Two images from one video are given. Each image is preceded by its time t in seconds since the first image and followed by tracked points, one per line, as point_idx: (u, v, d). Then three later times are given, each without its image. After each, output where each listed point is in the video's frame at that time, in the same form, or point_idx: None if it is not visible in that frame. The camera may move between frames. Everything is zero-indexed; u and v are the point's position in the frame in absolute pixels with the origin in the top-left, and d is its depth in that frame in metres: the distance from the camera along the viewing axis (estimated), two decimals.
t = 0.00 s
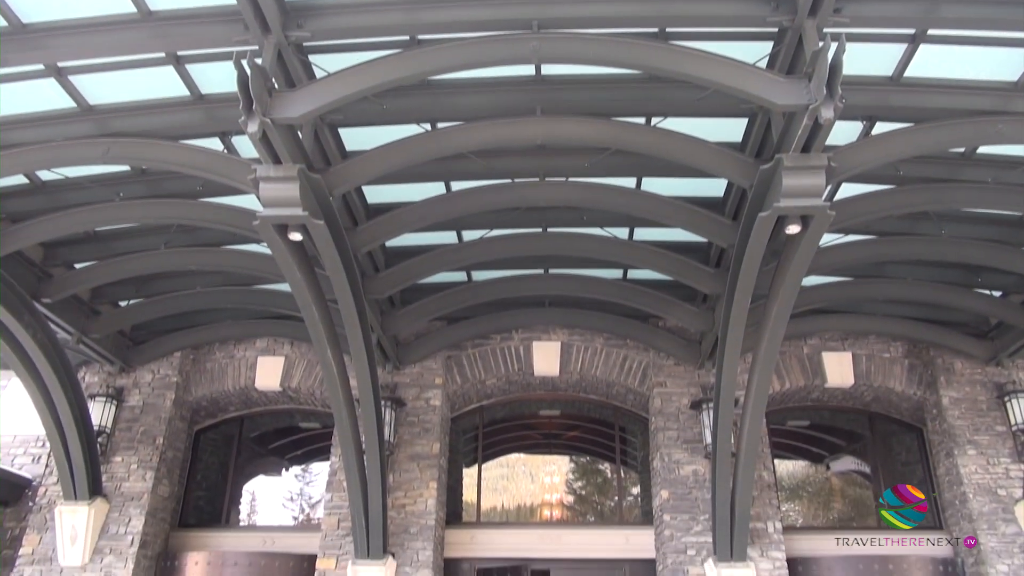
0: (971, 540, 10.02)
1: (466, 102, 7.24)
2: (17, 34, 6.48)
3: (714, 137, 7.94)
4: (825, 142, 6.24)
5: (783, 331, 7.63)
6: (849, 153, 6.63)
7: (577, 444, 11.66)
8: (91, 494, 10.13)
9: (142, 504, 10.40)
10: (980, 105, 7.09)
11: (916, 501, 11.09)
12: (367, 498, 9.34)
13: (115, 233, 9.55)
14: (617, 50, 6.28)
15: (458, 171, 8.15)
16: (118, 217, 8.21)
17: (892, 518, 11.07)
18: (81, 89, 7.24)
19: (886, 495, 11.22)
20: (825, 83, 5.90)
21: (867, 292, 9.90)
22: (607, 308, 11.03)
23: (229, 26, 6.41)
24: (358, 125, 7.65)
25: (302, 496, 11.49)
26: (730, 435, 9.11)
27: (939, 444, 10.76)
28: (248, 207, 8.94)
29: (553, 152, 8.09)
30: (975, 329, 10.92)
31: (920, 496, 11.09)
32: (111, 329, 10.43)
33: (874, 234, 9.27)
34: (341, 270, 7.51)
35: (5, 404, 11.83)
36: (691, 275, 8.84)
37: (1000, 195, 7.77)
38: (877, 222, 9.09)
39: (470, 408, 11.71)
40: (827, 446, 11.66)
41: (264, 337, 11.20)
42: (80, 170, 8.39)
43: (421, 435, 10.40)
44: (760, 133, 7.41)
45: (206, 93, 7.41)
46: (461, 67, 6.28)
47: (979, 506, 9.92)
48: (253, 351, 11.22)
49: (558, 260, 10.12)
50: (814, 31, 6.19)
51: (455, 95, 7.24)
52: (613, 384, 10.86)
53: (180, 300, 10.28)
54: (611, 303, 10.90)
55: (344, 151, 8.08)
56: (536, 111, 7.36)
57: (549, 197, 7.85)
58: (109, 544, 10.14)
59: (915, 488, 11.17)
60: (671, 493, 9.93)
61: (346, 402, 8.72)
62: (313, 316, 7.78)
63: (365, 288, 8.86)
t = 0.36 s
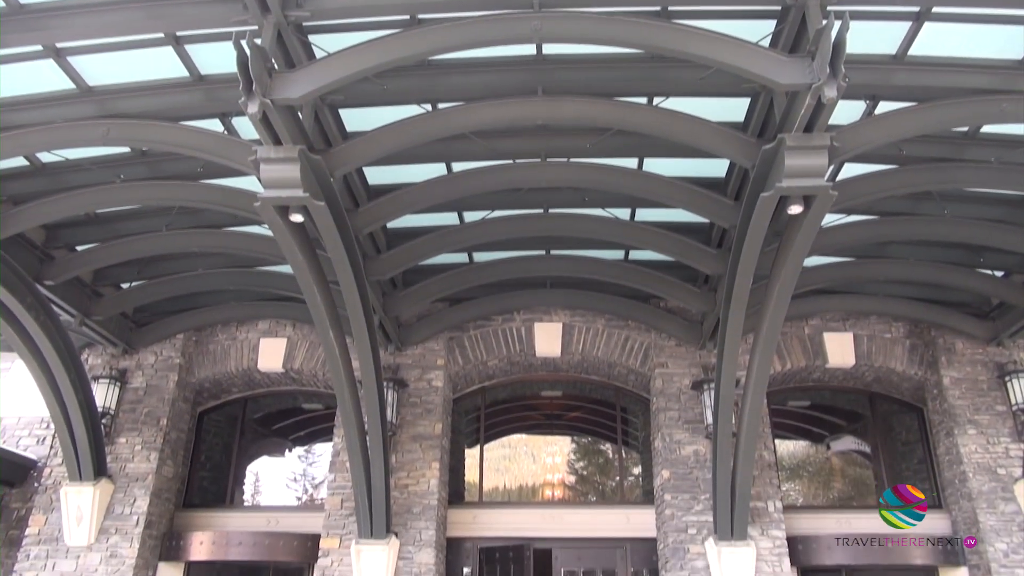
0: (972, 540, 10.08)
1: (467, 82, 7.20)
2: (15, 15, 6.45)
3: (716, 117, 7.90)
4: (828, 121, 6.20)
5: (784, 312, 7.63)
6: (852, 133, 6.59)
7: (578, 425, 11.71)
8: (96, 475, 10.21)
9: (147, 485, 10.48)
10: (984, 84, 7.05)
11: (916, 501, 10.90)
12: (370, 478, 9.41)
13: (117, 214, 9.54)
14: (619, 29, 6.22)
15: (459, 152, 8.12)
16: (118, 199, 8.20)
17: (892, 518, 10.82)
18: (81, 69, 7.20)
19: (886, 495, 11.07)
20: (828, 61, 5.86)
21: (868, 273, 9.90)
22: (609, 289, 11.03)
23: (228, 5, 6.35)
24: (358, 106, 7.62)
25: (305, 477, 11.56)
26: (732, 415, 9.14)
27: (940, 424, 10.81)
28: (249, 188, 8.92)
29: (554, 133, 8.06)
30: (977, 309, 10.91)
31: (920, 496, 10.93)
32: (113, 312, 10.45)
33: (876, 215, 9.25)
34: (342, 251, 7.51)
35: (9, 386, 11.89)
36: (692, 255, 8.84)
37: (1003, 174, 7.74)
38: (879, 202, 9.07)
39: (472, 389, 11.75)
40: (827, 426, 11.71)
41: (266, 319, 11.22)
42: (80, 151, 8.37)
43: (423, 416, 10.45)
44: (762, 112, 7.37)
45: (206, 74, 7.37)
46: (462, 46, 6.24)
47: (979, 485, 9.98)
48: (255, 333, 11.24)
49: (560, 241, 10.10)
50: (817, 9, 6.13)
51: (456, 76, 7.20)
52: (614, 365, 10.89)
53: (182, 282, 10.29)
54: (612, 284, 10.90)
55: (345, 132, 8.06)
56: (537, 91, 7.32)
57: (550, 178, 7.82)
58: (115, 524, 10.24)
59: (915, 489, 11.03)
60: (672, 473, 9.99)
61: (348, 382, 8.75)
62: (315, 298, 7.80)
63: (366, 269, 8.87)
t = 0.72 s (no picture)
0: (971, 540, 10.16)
1: (467, 57, 7.14)
2: None
3: (719, 91, 7.84)
4: (832, 96, 6.15)
5: (786, 288, 7.62)
6: (856, 107, 6.54)
7: (580, 401, 11.77)
8: (101, 451, 10.29)
9: (152, 461, 10.56)
10: (990, 57, 6.99)
11: (916, 501, 10.66)
12: (373, 454, 9.47)
13: (117, 192, 9.52)
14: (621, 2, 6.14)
15: (460, 128, 8.08)
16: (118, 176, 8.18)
17: (892, 518, 10.46)
18: (78, 45, 7.14)
19: (886, 495, 10.79)
20: (832, 35, 5.80)
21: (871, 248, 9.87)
22: (610, 266, 11.02)
23: None
24: (358, 82, 7.56)
25: (309, 453, 11.65)
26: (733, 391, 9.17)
27: (940, 399, 10.84)
28: (249, 165, 8.88)
29: (555, 108, 8.00)
30: (979, 285, 10.90)
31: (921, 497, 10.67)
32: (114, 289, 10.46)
33: (879, 190, 9.20)
34: (343, 228, 7.49)
35: (13, 363, 11.95)
36: (693, 231, 8.82)
37: (1007, 149, 7.69)
38: (882, 178, 9.02)
39: (474, 365, 11.79)
40: (828, 402, 11.76)
41: (268, 296, 11.24)
42: (79, 128, 8.33)
43: (425, 392, 10.50)
44: (765, 87, 7.31)
45: (204, 50, 7.30)
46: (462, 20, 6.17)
47: (979, 459, 10.03)
48: (257, 311, 11.26)
49: (561, 218, 10.08)
50: None
51: (456, 51, 7.14)
52: (615, 341, 10.92)
53: (183, 260, 10.29)
54: (614, 261, 10.88)
55: (345, 108, 8.01)
56: (538, 66, 7.26)
57: (552, 154, 7.77)
58: (121, 499, 10.34)
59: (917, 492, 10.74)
60: (673, 448, 10.05)
61: (350, 359, 8.77)
62: (316, 275, 7.80)
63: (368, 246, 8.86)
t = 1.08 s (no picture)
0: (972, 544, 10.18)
1: (469, 28, 7.07)
2: None
3: (724, 63, 7.76)
4: (837, 66, 6.08)
5: (789, 261, 7.60)
6: (862, 78, 6.47)
7: (582, 374, 11.80)
8: (107, 424, 10.37)
9: (157, 434, 10.64)
10: (998, 26, 6.90)
11: (916, 502, 10.39)
12: (377, 427, 9.53)
13: (118, 165, 9.49)
14: None
15: (462, 100, 8.01)
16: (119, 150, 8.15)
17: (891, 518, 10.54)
18: (75, 17, 7.08)
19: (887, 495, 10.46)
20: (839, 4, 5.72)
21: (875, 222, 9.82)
22: (613, 239, 10.99)
23: None
24: (359, 54, 7.50)
25: (313, 426, 11.73)
26: (735, 365, 9.19)
27: (942, 371, 10.87)
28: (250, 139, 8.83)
29: (557, 80, 7.94)
30: (983, 258, 10.86)
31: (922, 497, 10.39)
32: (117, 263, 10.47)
33: (884, 162, 9.14)
34: (345, 201, 7.47)
35: (18, 337, 12.00)
36: (696, 204, 8.79)
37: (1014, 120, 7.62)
38: (887, 150, 8.95)
39: (476, 339, 11.82)
40: (830, 375, 11.79)
41: (270, 270, 11.24)
42: (78, 102, 8.29)
43: (428, 365, 10.54)
44: (770, 58, 7.24)
45: (203, 21, 7.16)
46: None
47: (980, 432, 10.07)
48: (259, 285, 11.27)
49: (564, 191, 10.03)
50: None
51: (457, 21, 7.06)
52: (618, 314, 10.93)
53: (185, 234, 10.28)
54: (617, 235, 10.84)
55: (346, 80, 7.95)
56: (541, 37, 7.18)
57: (554, 126, 7.72)
58: (127, 471, 10.44)
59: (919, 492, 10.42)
60: (675, 421, 10.10)
61: (353, 333, 8.79)
62: (318, 249, 7.79)
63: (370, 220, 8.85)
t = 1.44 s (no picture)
0: (972, 544, 10.21)
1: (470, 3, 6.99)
2: None
3: (728, 38, 7.69)
4: (843, 41, 6.01)
5: (793, 238, 7.57)
6: (867, 53, 6.40)
7: (585, 352, 11.83)
8: (112, 403, 10.43)
9: (162, 412, 10.69)
10: None
11: (916, 501, 10.70)
12: (380, 405, 9.57)
13: (119, 144, 9.45)
14: None
15: (464, 77, 7.96)
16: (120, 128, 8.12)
17: (892, 518, 10.81)
18: None
19: (886, 495, 10.87)
20: None
21: (880, 199, 9.77)
22: (616, 217, 10.95)
23: None
24: (360, 30, 7.44)
25: (317, 405, 11.80)
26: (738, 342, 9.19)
27: (945, 349, 10.86)
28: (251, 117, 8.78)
29: (560, 56, 7.87)
30: (988, 235, 10.80)
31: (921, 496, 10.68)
32: (120, 243, 10.47)
33: (889, 138, 9.07)
34: (347, 179, 7.44)
35: (23, 316, 12.05)
36: (700, 181, 8.74)
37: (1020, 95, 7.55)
38: (892, 126, 8.89)
39: (479, 317, 11.83)
40: (832, 353, 11.81)
41: (273, 250, 11.23)
42: (78, 80, 8.24)
43: (432, 344, 10.56)
44: (774, 33, 7.17)
45: None
46: None
47: (982, 409, 10.09)
48: (262, 264, 11.27)
49: (567, 169, 9.98)
50: None
51: None
52: (621, 293, 10.93)
53: (187, 213, 10.27)
54: (621, 213, 10.80)
55: (348, 57, 7.90)
56: (543, 12, 7.10)
57: (557, 103, 7.66)
58: (132, 449, 10.51)
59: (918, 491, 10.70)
60: (677, 398, 10.13)
61: (356, 311, 8.80)
62: (320, 226, 7.78)
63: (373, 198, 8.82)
